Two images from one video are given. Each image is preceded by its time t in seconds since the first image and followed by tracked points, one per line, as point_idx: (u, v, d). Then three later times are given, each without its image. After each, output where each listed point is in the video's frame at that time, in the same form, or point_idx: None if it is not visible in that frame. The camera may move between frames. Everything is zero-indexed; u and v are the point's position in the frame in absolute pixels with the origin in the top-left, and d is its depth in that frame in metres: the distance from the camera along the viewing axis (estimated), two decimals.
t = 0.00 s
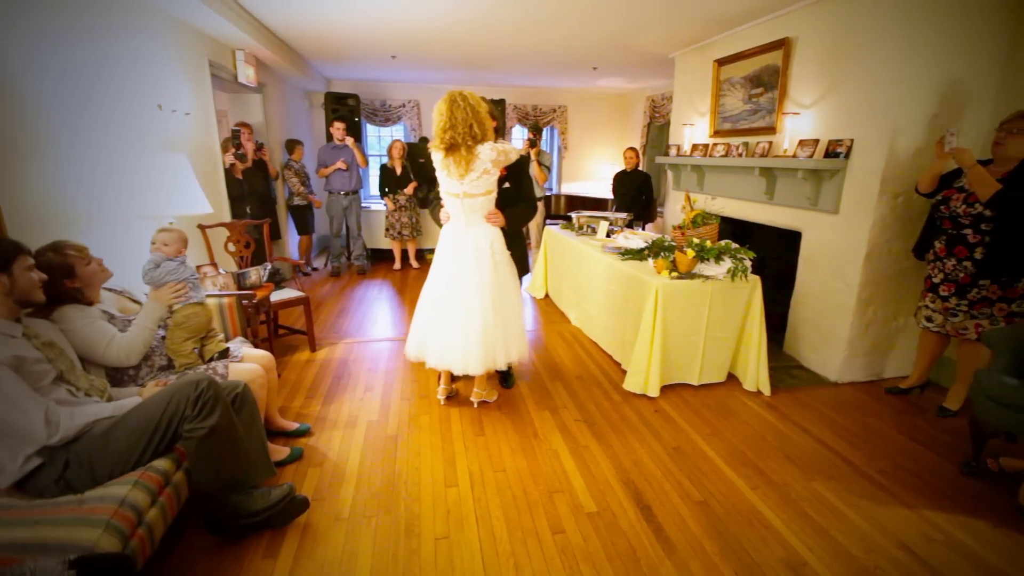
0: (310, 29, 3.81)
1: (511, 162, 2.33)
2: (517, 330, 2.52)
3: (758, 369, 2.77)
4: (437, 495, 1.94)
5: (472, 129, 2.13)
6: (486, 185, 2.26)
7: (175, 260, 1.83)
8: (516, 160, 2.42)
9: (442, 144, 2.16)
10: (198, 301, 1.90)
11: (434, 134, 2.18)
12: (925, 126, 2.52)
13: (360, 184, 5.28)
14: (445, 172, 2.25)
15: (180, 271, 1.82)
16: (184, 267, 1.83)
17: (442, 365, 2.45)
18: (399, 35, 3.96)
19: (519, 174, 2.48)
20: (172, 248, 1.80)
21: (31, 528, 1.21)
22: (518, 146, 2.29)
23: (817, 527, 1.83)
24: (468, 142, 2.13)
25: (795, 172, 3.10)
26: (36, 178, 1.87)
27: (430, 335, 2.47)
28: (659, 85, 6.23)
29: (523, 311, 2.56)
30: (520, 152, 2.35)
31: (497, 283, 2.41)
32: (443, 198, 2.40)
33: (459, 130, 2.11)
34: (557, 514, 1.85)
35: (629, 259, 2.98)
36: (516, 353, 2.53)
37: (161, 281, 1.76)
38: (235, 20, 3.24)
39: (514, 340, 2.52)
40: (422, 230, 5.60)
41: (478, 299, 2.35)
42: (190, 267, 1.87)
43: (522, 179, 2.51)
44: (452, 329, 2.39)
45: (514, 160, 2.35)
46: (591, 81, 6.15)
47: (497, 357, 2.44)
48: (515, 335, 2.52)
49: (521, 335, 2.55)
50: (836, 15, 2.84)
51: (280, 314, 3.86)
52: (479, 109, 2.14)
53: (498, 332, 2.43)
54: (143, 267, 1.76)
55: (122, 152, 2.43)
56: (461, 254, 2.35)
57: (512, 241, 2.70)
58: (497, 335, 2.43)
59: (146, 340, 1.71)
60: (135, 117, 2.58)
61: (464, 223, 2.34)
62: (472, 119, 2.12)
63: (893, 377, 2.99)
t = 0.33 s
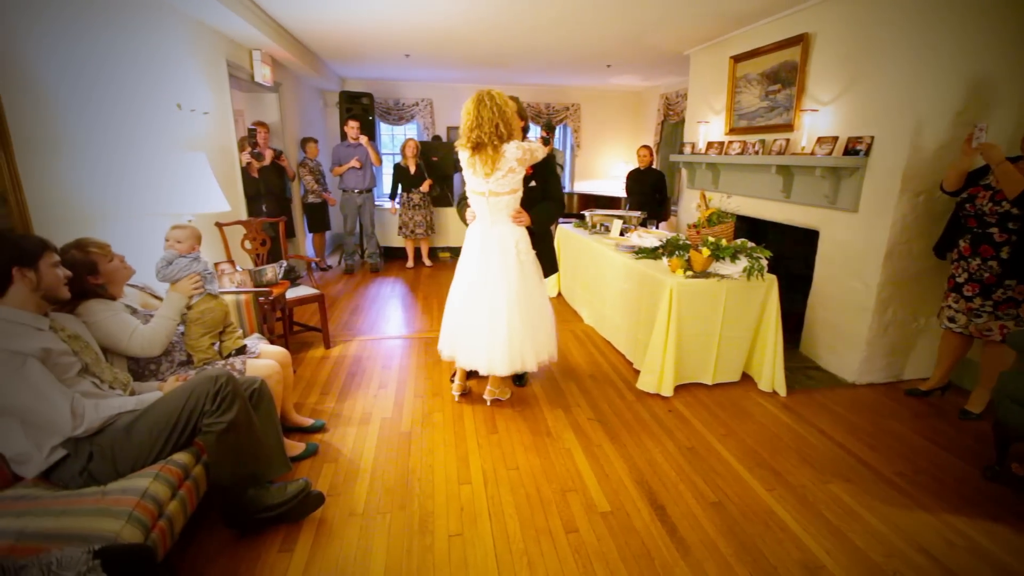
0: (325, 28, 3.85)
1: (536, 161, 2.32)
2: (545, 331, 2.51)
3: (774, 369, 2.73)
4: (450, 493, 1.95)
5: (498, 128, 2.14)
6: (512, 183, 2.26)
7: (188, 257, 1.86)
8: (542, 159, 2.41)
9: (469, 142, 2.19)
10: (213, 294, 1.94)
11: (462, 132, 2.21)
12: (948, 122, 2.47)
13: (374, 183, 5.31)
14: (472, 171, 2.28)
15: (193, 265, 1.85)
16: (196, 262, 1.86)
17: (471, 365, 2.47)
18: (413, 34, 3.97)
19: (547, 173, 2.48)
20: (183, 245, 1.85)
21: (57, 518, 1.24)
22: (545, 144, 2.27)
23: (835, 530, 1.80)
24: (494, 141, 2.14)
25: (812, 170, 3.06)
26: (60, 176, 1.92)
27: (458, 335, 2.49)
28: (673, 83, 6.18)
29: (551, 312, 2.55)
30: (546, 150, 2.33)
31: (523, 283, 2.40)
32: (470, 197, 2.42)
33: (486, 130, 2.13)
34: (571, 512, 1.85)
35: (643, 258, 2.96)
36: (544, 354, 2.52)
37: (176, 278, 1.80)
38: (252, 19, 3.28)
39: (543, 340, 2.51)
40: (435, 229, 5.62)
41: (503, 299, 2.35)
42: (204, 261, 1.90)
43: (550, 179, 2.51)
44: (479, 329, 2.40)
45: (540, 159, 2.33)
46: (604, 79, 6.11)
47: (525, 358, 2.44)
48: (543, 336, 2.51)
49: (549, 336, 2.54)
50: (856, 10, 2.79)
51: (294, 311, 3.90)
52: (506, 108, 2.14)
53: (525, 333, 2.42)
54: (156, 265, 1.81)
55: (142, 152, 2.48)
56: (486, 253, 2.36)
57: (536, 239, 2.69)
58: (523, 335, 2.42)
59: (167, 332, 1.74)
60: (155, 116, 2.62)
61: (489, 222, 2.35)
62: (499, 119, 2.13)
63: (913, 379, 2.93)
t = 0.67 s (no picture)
0: (338, 28, 3.87)
1: (552, 160, 2.33)
2: (560, 331, 2.50)
3: (787, 370, 2.70)
4: (462, 491, 1.95)
5: (509, 127, 2.13)
6: (525, 184, 2.26)
7: (201, 258, 1.88)
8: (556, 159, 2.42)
9: (481, 142, 2.19)
10: (229, 292, 1.96)
11: (474, 133, 2.21)
12: (969, 120, 2.42)
13: (386, 182, 5.33)
14: (485, 171, 2.28)
15: (207, 267, 1.86)
16: (209, 263, 1.87)
17: (485, 363, 2.47)
18: (426, 33, 3.98)
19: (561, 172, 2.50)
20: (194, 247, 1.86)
21: (79, 510, 1.27)
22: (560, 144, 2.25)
23: (850, 533, 1.78)
24: (505, 140, 2.14)
25: (828, 169, 3.02)
26: (79, 174, 1.95)
27: (473, 333, 2.50)
28: (686, 82, 6.14)
29: (565, 311, 2.53)
30: (560, 150, 2.32)
31: (536, 282, 2.40)
32: (484, 197, 2.44)
33: (497, 129, 2.13)
34: (582, 512, 1.85)
35: (655, 257, 2.94)
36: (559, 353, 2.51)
37: (193, 282, 1.83)
38: (267, 20, 3.31)
39: (559, 340, 2.51)
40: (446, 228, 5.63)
41: (516, 297, 2.35)
42: (218, 261, 1.92)
43: (564, 178, 2.54)
44: (494, 328, 2.40)
45: (555, 159, 2.32)
46: (616, 78, 6.09)
47: (541, 357, 2.44)
48: (560, 335, 2.50)
49: (563, 336, 2.53)
50: (875, 6, 2.75)
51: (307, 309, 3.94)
52: (517, 107, 2.14)
53: (540, 332, 2.42)
54: (172, 271, 1.85)
55: (159, 151, 2.51)
56: (501, 252, 2.36)
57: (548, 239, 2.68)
58: (537, 334, 2.41)
59: (182, 331, 1.76)
60: (171, 116, 2.65)
61: (504, 221, 2.36)
62: (510, 117, 2.12)
63: (930, 382, 2.89)
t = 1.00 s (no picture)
0: (352, 28, 3.90)
1: (558, 160, 2.28)
2: (563, 330, 2.49)
3: (801, 373, 2.67)
4: (473, 490, 1.96)
5: (513, 129, 2.13)
6: (527, 183, 2.26)
7: (217, 257, 1.91)
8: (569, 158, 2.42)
9: (486, 144, 2.19)
10: (242, 291, 1.98)
11: (479, 136, 2.21)
12: (991, 120, 2.37)
13: (398, 181, 5.36)
14: (489, 170, 2.29)
15: (222, 265, 1.89)
16: (225, 262, 1.91)
17: (487, 360, 2.49)
18: (438, 33, 3.99)
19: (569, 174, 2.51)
20: (212, 244, 1.89)
21: (98, 503, 1.29)
22: (567, 145, 2.21)
23: (865, 539, 1.75)
24: (509, 142, 2.14)
25: (844, 170, 2.99)
26: (98, 172, 1.98)
27: (477, 331, 2.51)
28: (699, 81, 6.09)
29: (570, 311, 2.52)
30: (568, 149, 2.27)
31: (539, 281, 2.39)
32: (489, 196, 2.44)
33: (501, 131, 2.12)
34: (592, 512, 1.84)
35: (667, 258, 2.93)
36: (562, 352, 2.50)
37: (207, 278, 1.86)
38: (283, 21, 3.35)
39: (562, 339, 2.50)
40: (458, 227, 5.64)
41: (518, 296, 2.35)
42: (234, 260, 1.94)
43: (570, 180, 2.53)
44: (497, 327, 2.41)
45: (562, 159, 2.31)
46: (629, 77, 6.06)
47: (543, 357, 2.44)
48: (563, 335, 2.49)
49: (568, 335, 2.51)
50: (894, 4, 2.70)
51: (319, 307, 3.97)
52: (521, 108, 2.13)
53: (542, 331, 2.41)
54: (190, 266, 1.89)
55: (174, 150, 2.55)
56: (503, 250, 2.37)
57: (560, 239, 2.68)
58: (539, 334, 2.41)
59: (197, 330, 1.78)
60: (188, 115, 2.69)
61: (506, 221, 2.35)
62: (514, 119, 2.11)
63: (948, 387, 2.83)
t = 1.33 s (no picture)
0: (368, 31, 3.93)
1: (560, 160, 2.32)
2: (558, 330, 2.45)
3: (817, 380, 2.63)
4: (485, 491, 1.96)
5: (514, 131, 2.17)
6: (524, 179, 2.26)
7: (229, 258, 1.96)
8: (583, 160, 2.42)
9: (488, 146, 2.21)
10: (254, 288, 2.01)
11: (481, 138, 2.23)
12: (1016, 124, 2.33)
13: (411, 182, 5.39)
14: (489, 166, 2.28)
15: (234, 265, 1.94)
16: (237, 261, 1.96)
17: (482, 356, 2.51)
18: (454, 35, 4.01)
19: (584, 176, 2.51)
20: (224, 246, 1.93)
21: (119, 495, 1.32)
22: (567, 145, 2.25)
23: (882, 550, 1.72)
24: (509, 142, 2.16)
25: (863, 174, 2.95)
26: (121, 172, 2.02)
27: (475, 327, 2.53)
28: (714, 84, 6.05)
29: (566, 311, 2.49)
30: (570, 150, 2.31)
31: (533, 280, 2.37)
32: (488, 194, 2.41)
33: (502, 133, 2.16)
34: (604, 516, 1.83)
35: (681, 261, 2.91)
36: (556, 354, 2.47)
37: (221, 278, 1.91)
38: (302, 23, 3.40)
39: (557, 338, 2.46)
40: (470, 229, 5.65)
41: (511, 294, 2.35)
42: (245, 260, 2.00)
43: (576, 180, 2.52)
44: (493, 325, 2.43)
45: (563, 159, 2.32)
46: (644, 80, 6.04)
47: (536, 355, 2.42)
48: (558, 334, 2.46)
49: (564, 336, 2.48)
50: (917, 5, 2.66)
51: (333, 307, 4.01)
52: (521, 112, 2.18)
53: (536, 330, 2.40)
54: (204, 268, 1.94)
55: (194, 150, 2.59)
56: (497, 248, 2.37)
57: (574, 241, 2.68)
58: (530, 333, 2.39)
59: (213, 329, 1.81)
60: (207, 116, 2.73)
61: (503, 219, 2.35)
62: (515, 123, 2.16)
63: (969, 397, 2.78)
